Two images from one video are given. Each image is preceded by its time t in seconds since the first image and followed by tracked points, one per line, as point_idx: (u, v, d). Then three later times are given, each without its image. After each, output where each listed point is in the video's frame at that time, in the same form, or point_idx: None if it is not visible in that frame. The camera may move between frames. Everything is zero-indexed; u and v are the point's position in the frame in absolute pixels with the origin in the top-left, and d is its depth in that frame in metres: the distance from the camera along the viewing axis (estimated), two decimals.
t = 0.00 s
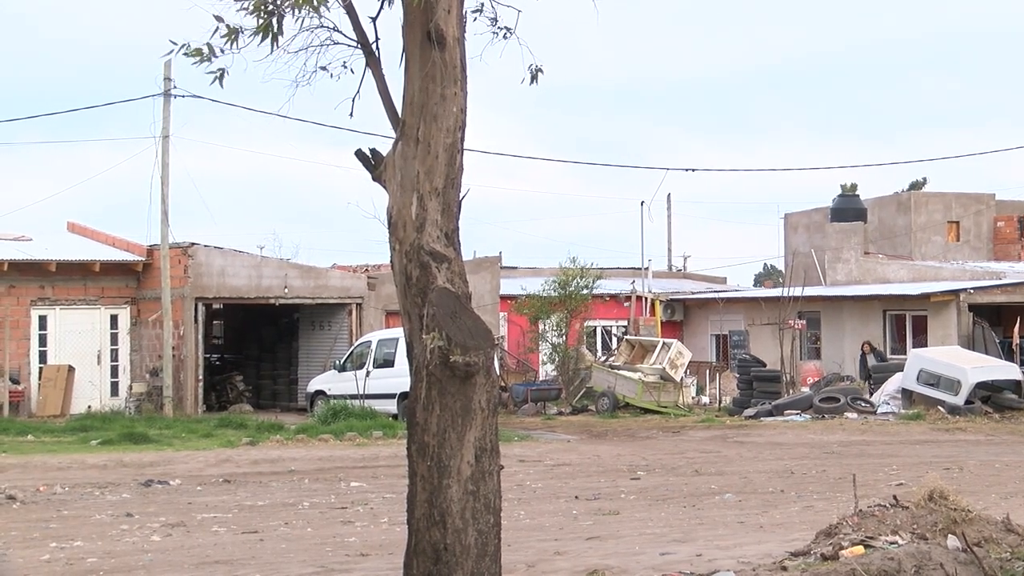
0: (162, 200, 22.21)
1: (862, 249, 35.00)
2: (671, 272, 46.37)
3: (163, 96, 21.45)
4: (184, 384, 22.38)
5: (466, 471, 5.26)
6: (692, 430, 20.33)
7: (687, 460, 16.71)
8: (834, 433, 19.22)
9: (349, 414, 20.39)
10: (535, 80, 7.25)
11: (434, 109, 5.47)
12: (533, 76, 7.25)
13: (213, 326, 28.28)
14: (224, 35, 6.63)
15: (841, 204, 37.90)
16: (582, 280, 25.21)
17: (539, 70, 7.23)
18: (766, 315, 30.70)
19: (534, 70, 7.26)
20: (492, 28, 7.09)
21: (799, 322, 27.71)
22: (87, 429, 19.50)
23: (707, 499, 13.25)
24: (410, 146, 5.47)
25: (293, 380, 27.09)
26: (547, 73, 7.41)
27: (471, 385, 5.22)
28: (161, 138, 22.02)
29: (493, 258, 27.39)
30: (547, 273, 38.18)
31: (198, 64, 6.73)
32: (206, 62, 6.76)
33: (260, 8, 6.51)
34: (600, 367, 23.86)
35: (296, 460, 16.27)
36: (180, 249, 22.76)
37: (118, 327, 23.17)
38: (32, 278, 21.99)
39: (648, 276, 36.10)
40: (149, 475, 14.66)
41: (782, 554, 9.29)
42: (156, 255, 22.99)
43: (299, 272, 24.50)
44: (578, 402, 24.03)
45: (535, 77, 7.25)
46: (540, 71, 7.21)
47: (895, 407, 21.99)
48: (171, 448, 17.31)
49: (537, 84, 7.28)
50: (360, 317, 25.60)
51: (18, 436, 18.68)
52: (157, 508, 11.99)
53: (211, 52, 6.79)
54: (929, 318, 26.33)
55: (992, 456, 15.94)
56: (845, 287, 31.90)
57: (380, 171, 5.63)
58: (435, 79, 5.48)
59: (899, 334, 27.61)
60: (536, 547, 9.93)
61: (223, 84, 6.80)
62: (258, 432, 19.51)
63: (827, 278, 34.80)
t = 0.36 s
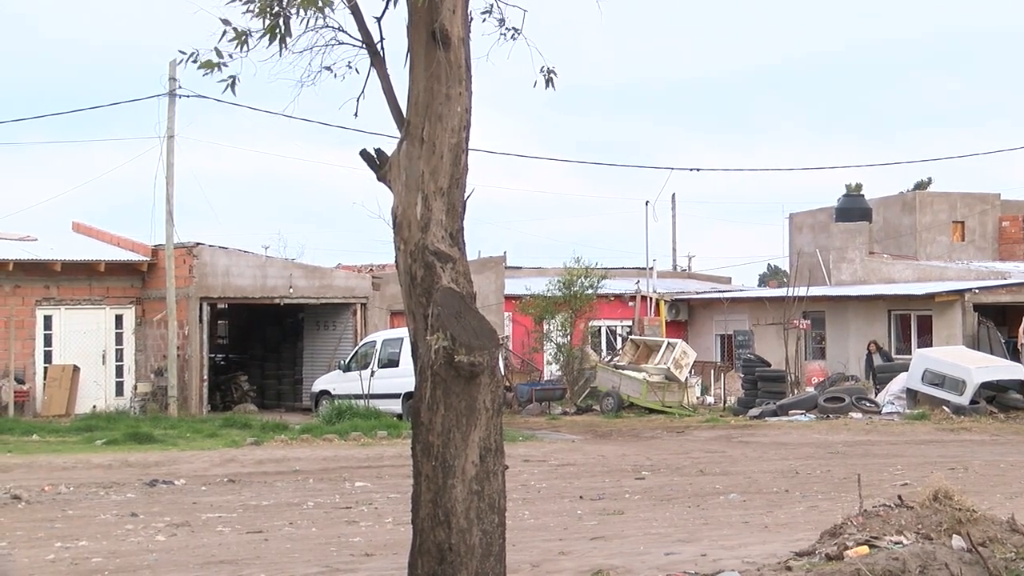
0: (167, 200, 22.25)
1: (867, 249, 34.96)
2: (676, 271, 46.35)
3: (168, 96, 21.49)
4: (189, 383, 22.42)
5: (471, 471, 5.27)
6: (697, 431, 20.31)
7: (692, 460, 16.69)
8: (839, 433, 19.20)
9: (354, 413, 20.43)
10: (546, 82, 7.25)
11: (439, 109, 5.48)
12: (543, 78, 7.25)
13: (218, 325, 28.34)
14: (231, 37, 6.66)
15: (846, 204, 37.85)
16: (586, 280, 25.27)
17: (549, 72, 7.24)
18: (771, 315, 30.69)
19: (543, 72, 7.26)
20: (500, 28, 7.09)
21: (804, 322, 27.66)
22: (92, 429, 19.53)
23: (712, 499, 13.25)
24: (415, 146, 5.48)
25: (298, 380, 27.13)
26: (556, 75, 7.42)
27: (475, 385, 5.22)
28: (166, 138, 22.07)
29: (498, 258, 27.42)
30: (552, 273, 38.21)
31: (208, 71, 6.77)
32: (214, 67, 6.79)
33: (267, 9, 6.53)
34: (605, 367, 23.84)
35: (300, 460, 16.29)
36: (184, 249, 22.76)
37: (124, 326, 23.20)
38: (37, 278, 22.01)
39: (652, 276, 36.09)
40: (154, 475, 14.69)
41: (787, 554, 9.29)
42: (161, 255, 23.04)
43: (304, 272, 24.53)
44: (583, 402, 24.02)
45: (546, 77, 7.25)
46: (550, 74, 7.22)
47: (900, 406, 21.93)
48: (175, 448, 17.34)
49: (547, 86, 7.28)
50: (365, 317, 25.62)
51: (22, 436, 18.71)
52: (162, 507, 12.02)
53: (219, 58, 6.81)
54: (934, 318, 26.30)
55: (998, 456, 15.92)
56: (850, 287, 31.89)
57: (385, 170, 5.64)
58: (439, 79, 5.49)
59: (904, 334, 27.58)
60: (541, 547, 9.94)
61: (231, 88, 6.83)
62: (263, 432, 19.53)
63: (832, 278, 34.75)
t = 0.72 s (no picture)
0: (190, 200, 22.43)
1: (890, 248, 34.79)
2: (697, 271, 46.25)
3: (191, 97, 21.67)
4: (212, 383, 22.58)
5: (493, 471, 5.32)
6: (719, 430, 20.28)
7: (714, 460, 16.68)
8: (863, 433, 19.14)
9: (376, 414, 20.52)
10: (567, 79, 7.28)
11: (460, 110, 5.53)
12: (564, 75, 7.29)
13: (241, 325, 28.52)
14: (254, 38, 6.73)
15: (869, 204, 37.67)
16: (608, 279, 25.18)
17: (569, 70, 7.27)
18: (793, 315, 30.61)
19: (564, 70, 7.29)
20: (520, 28, 7.13)
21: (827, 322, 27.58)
22: (115, 429, 19.70)
23: (734, 499, 13.25)
24: (437, 146, 5.53)
25: (321, 380, 27.24)
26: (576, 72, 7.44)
27: (498, 385, 5.27)
28: (189, 138, 22.25)
29: (520, 258, 27.46)
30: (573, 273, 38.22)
31: (230, 70, 6.84)
32: (236, 67, 6.86)
33: (289, 10, 6.60)
34: (627, 367, 23.85)
35: (323, 460, 16.39)
36: (208, 249, 22.92)
37: (147, 326, 23.41)
38: (61, 278, 22.22)
39: (674, 276, 36.04)
40: (177, 475, 14.82)
41: (810, 554, 9.30)
42: (184, 255, 23.23)
43: (326, 272, 24.67)
44: (605, 402, 24.02)
45: (567, 74, 7.26)
46: (571, 71, 7.25)
47: (923, 406, 21.82)
48: (199, 448, 17.48)
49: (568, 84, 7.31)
50: (387, 317, 25.71)
51: (47, 436, 18.89)
52: (185, 507, 12.13)
53: (241, 58, 6.88)
54: (958, 318, 26.16)
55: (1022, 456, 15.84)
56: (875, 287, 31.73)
57: (407, 171, 5.70)
58: (461, 80, 5.54)
59: (927, 334, 27.50)
60: (564, 547, 9.98)
61: (254, 88, 6.90)
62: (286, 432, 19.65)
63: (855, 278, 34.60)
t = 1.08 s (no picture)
0: (230, 200, 22.70)
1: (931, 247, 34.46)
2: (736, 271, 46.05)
3: (231, 98, 21.95)
4: (252, 383, 22.87)
5: (532, 470, 5.39)
6: (759, 431, 20.21)
7: (753, 460, 16.63)
8: (903, 433, 19.01)
9: (415, 413, 20.68)
10: (603, 81, 7.34)
11: (499, 109, 5.61)
12: (601, 77, 7.34)
13: (280, 325, 28.81)
14: (292, 38, 6.85)
15: (909, 203, 37.31)
16: (647, 279, 25.02)
17: (607, 71, 7.33)
18: (833, 315, 30.41)
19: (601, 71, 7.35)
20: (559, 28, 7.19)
21: (866, 322, 27.39)
22: (156, 428, 20.01)
23: (774, 499, 13.24)
24: (476, 146, 5.61)
25: (360, 379, 27.43)
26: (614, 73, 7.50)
27: (537, 385, 5.35)
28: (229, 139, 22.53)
29: (558, 258, 27.49)
30: (611, 272, 38.20)
31: (266, 68, 6.92)
32: (273, 65, 6.94)
33: (328, 10, 6.71)
34: (666, 367, 23.85)
35: (362, 459, 16.55)
36: (247, 249, 23.25)
37: (187, 326, 23.75)
38: (102, 278, 22.57)
39: (713, 275, 35.93)
40: (218, 474, 15.03)
41: (850, 554, 9.30)
42: (224, 255, 23.54)
43: (365, 272, 24.86)
44: (643, 401, 24.02)
45: (604, 76, 7.33)
46: (608, 72, 7.31)
47: (964, 406, 21.61)
48: (239, 447, 17.71)
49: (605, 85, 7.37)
50: (426, 317, 25.85)
51: (89, 435, 19.22)
52: (226, 506, 12.32)
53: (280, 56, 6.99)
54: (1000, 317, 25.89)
55: None
56: (916, 285, 31.42)
57: (446, 171, 5.79)
58: (500, 79, 5.62)
59: (968, 334, 27.26)
60: (603, 546, 10.04)
61: (292, 87, 7.01)
62: (326, 431, 19.86)
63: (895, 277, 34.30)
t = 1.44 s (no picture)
0: (262, 201, 22.91)
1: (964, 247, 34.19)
2: (767, 271, 45.88)
3: (263, 99, 22.16)
4: (284, 383, 23.11)
5: (564, 470, 5.45)
6: (791, 431, 20.16)
7: (786, 460, 16.61)
8: (936, 433, 18.92)
9: (447, 413, 20.80)
10: (637, 80, 7.38)
11: (531, 109, 5.68)
12: (634, 75, 7.38)
13: (312, 325, 29.02)
14: (326, 40, 6.94)
15: (942, 203, 36.95)
16: (679, 279, 25.07)
17: (639, 70, 7.37)
18: (865, 315, 30.28)
19: (634, 70, 7.39)
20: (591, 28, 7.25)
21: (899, 322, 27.22)
22: (189, 427, 20.27)
23: (806, 499, 13.23)
24: (508, 146, 5.68)
25: (392, 379, 27.59)
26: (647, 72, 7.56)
27: (569, 385, 5.41)
28: (261, 139, 22.75)
29: (590, 257, 27.52)
30: (642, 272, 38.17)
31: (301, 71, 7.01)
32: (307, 68, 7.04)
33: (361, 11, 6.80)
34: (698, 367, 23.73)
35: (394, 459, 16.69)
36: (280, 249, 23.46)
37: (220, 326, 23.96)
38: (136, 278, 22.84)
39: (744, 275, 35.84)
40: (250, 473, 15.21)
41: (883, 554, 9.31)
42: (256, 255, 23.75)
43: (397, 272, 24.99)
44: (675, 402, 24.03)
45: (638, 74, 7.36)
46: (641, 72, 7.35)
47: (998, 406, 21.52)
48: (271, 446, 17.90)
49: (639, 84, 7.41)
50: (457, 317, 25.95)
51: (123, 434, 19.48)
52: (258, 505, 12.48)
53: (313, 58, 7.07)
54: None
55: None
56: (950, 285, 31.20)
57: (477, 170, 5.86)
58: (532, 78, 5.69)
59: (1002, 334, 27.17)
60: (634, 546, 10.09)
61: (325, 89, 7.11)
62: (358, 430, 20.04)
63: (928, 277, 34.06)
